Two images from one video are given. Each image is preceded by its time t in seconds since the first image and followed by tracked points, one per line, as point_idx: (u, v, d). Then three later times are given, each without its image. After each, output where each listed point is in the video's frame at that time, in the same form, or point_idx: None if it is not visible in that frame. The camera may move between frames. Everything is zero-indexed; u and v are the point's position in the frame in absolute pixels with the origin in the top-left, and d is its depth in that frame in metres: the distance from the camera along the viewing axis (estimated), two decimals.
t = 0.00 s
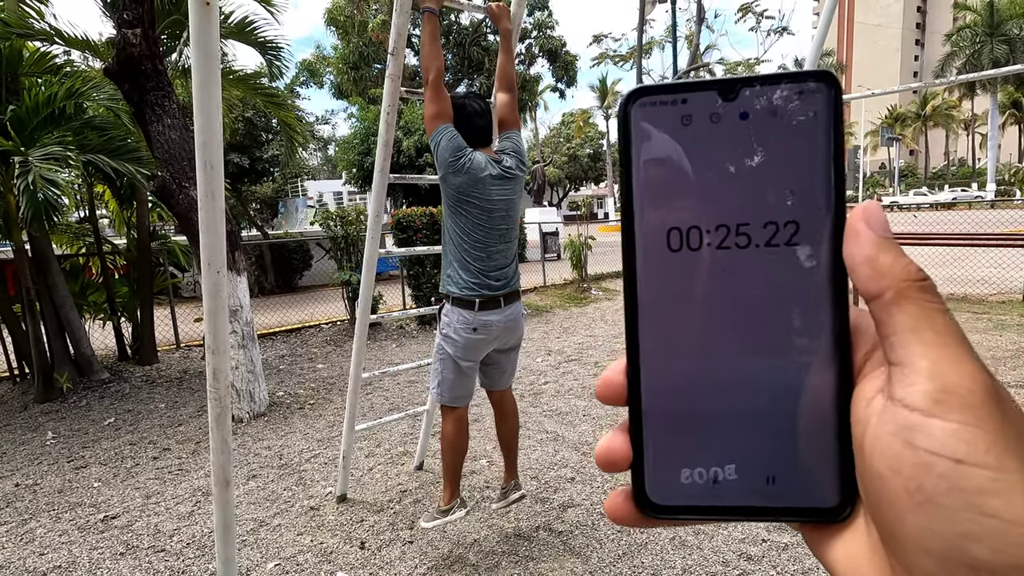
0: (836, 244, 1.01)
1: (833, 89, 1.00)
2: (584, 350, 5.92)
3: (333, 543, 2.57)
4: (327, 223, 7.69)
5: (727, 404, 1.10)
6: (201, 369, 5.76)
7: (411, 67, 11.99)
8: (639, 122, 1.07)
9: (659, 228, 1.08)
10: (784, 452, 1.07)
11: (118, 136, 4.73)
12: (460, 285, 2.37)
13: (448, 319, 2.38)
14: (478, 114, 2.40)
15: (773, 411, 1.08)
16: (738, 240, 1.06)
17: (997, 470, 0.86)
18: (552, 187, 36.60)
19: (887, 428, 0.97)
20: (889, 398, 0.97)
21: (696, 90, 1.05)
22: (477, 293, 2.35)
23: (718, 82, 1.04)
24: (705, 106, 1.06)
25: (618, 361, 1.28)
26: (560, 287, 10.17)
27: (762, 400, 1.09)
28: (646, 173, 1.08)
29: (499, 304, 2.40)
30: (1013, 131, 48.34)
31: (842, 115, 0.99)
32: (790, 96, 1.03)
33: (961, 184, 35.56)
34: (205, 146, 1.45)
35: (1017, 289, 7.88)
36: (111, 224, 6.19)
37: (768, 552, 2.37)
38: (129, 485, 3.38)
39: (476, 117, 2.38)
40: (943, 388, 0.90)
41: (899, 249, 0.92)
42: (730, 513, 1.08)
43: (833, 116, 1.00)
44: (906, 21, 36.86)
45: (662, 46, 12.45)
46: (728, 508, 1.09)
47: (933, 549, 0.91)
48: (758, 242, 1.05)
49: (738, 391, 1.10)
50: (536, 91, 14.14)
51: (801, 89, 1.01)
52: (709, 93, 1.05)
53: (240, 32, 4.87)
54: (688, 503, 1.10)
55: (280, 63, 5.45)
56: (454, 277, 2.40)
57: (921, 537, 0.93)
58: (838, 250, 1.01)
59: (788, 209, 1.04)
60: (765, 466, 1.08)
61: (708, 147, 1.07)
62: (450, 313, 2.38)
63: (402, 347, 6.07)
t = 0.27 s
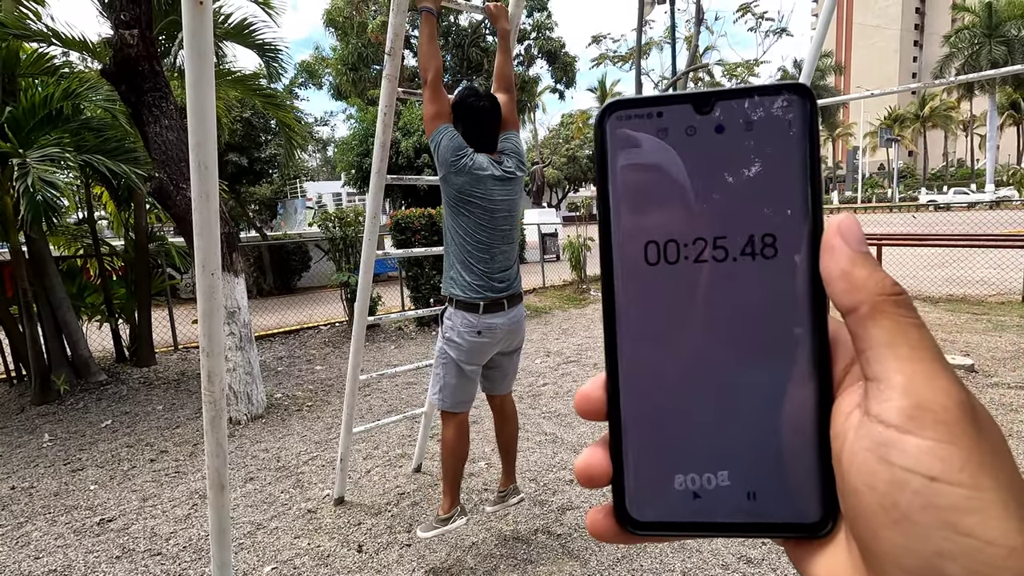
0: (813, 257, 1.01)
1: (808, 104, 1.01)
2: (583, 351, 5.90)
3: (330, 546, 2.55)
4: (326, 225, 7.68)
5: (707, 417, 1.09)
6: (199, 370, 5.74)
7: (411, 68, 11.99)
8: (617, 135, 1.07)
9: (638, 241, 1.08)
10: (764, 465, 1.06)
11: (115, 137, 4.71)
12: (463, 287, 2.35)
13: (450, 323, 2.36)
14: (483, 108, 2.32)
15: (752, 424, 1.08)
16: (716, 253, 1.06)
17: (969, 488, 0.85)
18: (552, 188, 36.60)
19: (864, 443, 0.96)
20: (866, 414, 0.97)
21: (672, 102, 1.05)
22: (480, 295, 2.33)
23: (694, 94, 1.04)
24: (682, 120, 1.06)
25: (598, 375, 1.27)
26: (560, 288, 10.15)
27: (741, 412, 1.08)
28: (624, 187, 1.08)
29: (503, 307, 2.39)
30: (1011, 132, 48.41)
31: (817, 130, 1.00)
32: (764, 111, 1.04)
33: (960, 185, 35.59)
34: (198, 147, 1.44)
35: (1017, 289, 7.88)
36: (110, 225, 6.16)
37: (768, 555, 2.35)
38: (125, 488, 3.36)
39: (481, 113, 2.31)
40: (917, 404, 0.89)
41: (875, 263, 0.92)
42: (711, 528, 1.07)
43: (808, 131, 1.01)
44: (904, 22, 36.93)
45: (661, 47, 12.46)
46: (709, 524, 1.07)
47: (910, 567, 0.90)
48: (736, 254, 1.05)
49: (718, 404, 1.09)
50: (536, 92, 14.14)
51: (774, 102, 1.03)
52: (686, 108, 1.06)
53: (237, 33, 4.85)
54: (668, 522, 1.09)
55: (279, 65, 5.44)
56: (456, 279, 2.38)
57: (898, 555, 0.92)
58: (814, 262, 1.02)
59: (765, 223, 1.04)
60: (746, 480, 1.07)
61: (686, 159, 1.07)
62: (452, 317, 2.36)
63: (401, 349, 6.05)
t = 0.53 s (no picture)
0: (827, 258, 1.00)
1: (826, 103, 1.00)
2: (583, 352, 5.89)
3: (329, 549, 2.54)
4: (325, 226, 7.66)
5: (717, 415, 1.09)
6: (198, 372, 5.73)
7: (410, 69, 11.98)
8: (631, 130, 1.07)
9: (649, 236, 1.07)
10: (773, 464, 1.06)
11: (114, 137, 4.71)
12: (463, 289, 2.34)
13: (451, 326, 2.36)
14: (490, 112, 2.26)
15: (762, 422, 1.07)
16: (728, 251, 1.05)
17: (979, 492, 0.85)
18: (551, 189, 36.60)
19: (873, 447, 0.96)
20: (876, 416, 0.96)
21: (688, 99, 1.04)
22: (480, 297, 2.32)
23: (710, 91, 1.03)
24: (698, 117, 1.05)
25: (606, 372, 1.26)
26: (559, 289, 10.14)
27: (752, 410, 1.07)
28: (637, 182, 1.07)
29: (504, 309, 2.38)
30: (1010, 133, 48.45)
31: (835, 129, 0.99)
32: (781, 109, 1.03)
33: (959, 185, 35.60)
34: (196, 149, 1.43)
35: (1017, 290, 7.87)
36: (108, 226, 6.15)
37: (769, 557, 2.34)
38: (123, 490, 3.35)
39: (486, 116, 2.26)
40: (930, 408, 0.89)
41: (890, 266, 0.91)
42: (717, 527, 1.06)
43: (826, 130, 1.00)
44: (903, 23, 36.96)
45: (660, 48, 12.45)
46: (714, 523, 1.07)
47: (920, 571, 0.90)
48: (749, 253, 1.04)
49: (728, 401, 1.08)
50: (535, 92, 14.13)
51: (792, 99, 1.02)
52: (702, 105, 1.05)
53: (236, 33, 4.84)
54: (675, 519, 1.08)
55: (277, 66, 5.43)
56: (456, 281, 2.37)
57: (908, 559, 0.91)
58: (828, 263, 1.01)
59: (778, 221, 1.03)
60: (754, 479, 1.06)
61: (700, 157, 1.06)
62: (453, 319, 2.36)
63: (400, 350, 6.05)
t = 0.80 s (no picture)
0: (836, 267, 0.99)
1: (837, 108, 0.98)
2: (583, 353, 5.88)
3: (329, 551, 2.53)
4: (325, 226, 7.64)
5: (725, 422, 1.08)
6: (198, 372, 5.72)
7: (410, 69, 11.97)
8: (638, 134, 1.05)
9: (656, 242, 1.06)
10: (781, 472, 1.05)
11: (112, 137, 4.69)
12: (462, 291, 2.33)
13: (451, 328, 2.35)
14: (496, 113, 2.25)
15: (771, 428, 1.06)
16: (736, 258, 1.04)
17: (991, 507, 0.86)
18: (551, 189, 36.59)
19: (883, 459, 0.95)
20: (886, 428, 0.95)
21: (696, 102, 1.03)
22: (479, 299, 2.31)
23: (719, 94, 1.01)
24: (707, 121, 1.04)
25: (612, 377, 1.25)
26: (560, 290, 10.13)
27: (760, 418, 1.06)
28: (644, 188, 1.06)
29: (503, 311, 2.37)
30: (1010, 133, 48.41)
31: (846, 136, 0.98)
32: (792, 113, 1.01)
33: (960, 185, 35.58)
34: (194, 149, 1.42)
35: (1018, 290, 7.86)
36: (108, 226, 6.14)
37: (771, 560, 2.33)
38: (123, 492, 3.34)
39: (490, 117, 2.25)
40: (941, 421, 0.89)
41: (901, 274, 0.90)
42: (724, 535, 1.06)
43: (836, 136, 0.99)
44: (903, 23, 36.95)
45: (661, 48, 12.44)
46: (721, 531, 1.06)
47: None
48: (757, 259, 1.03)
49: (735, 408, 1.07)
50: (535, 93, 14.12)
51: (801, 103, 1.00)
52: (711, 108, 1.03)
53: (236, 34, 4.83)
54: (682, 526, 1.08)
55: (277, 65, 5.42)
56: (456, 282, 2.37)
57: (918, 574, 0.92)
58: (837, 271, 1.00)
59: (788, 227, 1.02)
60: (761, 486, 1.06)
61: (708, 161, 1.04)
62: (452, 321, 2.35)
63: (400, 351, 6.03)
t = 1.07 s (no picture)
0: (825, 271, 1.02)
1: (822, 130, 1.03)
2: (584, 353, 5.88)
3: (332, 549, 2.53)
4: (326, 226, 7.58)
5: (724, 420, 1.10)
6: (199, 372, 5.72)
7: (411, 69, 11.97)
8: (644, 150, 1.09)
9: (659, 247, 1.09)
10: (778, 466, 1.07)
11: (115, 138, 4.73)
12: (463, 290, 2.34)
13: (450, 325, 2.35)
14: (497, 113, 2.25)
15: (769, 429, 1.08)
16: (733, 266, 1.08)
17: (966, 485, 0.86)
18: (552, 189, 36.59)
19: (870, 445, 0.96)
20: (872, 415, 0.97)
21: (697, 125, 1.08)
22: (480, 298, 2.32)
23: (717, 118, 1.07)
24: (705, 140, 1.09)
25: (619, 376, 1.25)
26: (561, 290, 10.13)
27: (758, 415, 1.09)
28: (648, 196, 1.09)
29: (503, 310, 2.37)
30: (1011, 133, 48.35)
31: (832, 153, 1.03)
32: (783, 133, 1.06)
33: (960, 186, 35.56)
34: (200, 148, 1.42)
35: (1019, 290, 7.86)
36: (109, 226, 6.14)
37: (773, 558, 2.34)
38: (125, 491, 3.34)
39: (491, 117, 2.25)
40: (922, 407, 0.90)
41: (890, 279, 0.95)
42: (723, 525, 1.08)
43: (823, 153, 1.04)
44: (904, 23, 36.93)
45: (661, 48, 12.44)
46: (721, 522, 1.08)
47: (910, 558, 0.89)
48: (753, 267, 1.07)
49: (735, 407, 1.10)
50: (536, 93, 14.13)
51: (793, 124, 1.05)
52: (710, 129, 1.08)
53: (237, 33, 4.83)
54: (682, 519, 1.10)
55: (279, 65, 5.42)
56: (457, 282, 2.37)
57: (899, 547, 0.91)
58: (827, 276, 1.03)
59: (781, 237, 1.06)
60: (758, 478, 1.08)
61: (707, 175, 1.09)
62: (452, 319, 2.36)
63: (401, 351, 6.04)
